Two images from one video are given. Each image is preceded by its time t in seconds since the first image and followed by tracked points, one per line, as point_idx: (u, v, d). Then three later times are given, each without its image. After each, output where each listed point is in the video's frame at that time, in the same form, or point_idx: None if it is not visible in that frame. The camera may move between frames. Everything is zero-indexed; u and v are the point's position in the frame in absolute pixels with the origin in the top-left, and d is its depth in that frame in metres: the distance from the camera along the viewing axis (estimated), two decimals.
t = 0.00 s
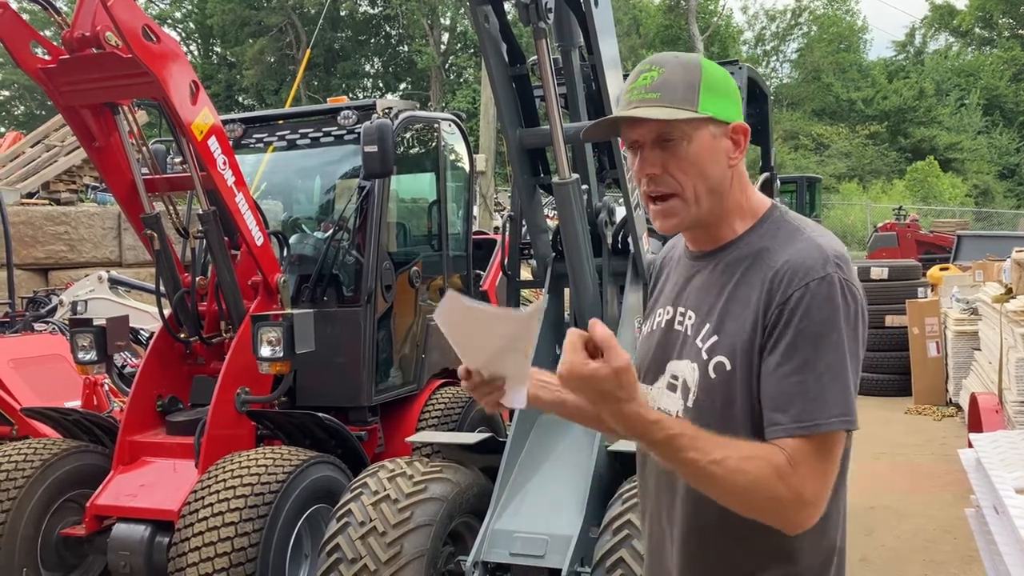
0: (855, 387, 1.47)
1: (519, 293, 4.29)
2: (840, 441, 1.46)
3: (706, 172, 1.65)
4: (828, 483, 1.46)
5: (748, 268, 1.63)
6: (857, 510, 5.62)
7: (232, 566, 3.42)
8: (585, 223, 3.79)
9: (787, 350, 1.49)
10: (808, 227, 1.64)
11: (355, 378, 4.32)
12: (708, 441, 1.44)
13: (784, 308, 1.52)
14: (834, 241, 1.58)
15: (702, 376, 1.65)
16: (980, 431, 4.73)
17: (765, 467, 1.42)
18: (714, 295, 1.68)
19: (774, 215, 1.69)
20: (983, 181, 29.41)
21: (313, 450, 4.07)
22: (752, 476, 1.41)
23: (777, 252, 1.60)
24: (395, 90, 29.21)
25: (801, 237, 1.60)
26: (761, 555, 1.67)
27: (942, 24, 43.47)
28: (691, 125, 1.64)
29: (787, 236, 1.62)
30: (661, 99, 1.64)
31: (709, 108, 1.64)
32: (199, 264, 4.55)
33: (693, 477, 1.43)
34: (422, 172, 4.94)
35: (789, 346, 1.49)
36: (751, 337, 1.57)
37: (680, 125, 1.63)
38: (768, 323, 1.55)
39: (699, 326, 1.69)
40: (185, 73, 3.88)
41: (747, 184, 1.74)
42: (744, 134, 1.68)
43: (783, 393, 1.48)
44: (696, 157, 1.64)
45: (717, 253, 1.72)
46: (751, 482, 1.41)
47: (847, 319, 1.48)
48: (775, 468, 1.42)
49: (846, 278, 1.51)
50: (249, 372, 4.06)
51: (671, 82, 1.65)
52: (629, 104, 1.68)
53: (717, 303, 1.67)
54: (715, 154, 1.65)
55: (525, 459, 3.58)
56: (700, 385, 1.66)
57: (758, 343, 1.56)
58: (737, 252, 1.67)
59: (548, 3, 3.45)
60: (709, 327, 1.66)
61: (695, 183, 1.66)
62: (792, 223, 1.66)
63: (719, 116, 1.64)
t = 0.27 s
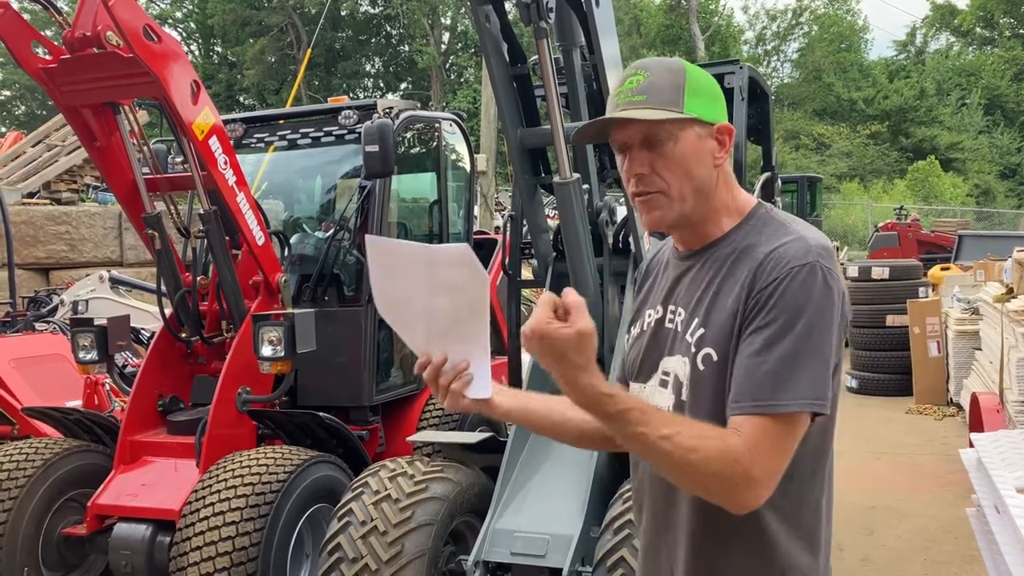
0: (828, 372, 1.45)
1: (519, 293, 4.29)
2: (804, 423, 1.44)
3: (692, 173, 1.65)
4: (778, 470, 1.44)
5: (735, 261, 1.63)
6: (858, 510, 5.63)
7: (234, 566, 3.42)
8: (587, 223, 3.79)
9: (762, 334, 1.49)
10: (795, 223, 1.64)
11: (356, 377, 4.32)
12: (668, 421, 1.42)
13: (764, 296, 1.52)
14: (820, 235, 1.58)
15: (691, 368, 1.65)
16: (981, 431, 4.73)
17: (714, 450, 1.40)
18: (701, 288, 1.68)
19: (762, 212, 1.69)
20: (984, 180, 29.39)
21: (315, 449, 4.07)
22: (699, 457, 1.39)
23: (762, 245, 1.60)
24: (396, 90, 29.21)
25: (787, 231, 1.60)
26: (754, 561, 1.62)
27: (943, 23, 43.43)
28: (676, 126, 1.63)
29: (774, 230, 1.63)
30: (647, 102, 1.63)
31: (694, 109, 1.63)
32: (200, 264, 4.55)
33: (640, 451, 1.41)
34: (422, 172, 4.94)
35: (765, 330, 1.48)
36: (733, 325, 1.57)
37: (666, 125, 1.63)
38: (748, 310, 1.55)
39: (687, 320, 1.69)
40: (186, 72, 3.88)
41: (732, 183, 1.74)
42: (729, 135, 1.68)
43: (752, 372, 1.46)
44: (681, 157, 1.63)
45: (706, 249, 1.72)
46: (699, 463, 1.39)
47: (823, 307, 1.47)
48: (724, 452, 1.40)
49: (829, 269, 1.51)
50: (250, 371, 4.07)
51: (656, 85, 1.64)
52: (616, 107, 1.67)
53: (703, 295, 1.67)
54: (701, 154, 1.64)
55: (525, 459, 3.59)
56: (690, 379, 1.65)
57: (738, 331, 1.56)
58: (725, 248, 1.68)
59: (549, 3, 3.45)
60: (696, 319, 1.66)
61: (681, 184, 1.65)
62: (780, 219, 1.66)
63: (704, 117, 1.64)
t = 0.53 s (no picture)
0: (802, 372, 1.46)
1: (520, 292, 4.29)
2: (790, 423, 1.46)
3: (676, 171, 1.66)
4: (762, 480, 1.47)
5: (709, 262, 1.62)
6: (859, 509, 5.63)
7: (235, 565, 3.42)
8: (588, 223, 3.79)
9: (739, 334, 1.48)
10: (768, 224, 1.64)
11: (358, 376, 4.32)
12: (634, 508, 1.46)
13: (738, 297, 1.51)
14: (792, 236, 1.58)
15: (669, 367, 1.63)
16: (983, 430, 4.73)
17: (687, 495, 1.44)
18: (678, 289, 1.67)
19: (738, 213, 1.69)
20: (985, 180, 29.36)
21: (316, 449, 4.07)
22: (675, 512, 1.43)
23: (735, 246, 1.59)
24: (397, 89, 29.22)
25: (758, 232, 1.60)
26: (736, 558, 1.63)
27: (944, 22, 43.39)
28: (661, 125, 1.65)
29: (749, 230, 1.62)
30: (632, 101, 1.63)
31: (678, 109, 1.64)
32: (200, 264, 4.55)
33: (620, 537, 1.44)
34: (423, 171, 4.93)
35: (741, 330, 1.48)
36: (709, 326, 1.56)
37: (651, 125, 1.64)
38: (724, 311, 1.53)
39: (665, 321, 1.67)
40: (187, 72, 3.88)
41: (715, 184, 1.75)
42: (711, 136, 1.69)
43: (730, 377, 1.47)
44: (666, 155, 1.64)
45: (685, 250, 1.71)
46: (681, 519, 1.43)
47: (796, 307, 1.48)
48: (699, 491, 1.43)
49: (799, 270, 1.51)
50: (251, 371, 4.06)
51: (641, 87, 1.65)
52: (601, 107, 1.68)
53: (680, 296, 1.65)
54: (685, 153, 1.66)
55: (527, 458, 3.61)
56: (668, 377, 1.63)
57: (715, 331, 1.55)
58: (701, 249, 1.67)
59: (550, 2, 3.44)
60: (673, 319, 1.64)
61: (667, 182, 1.66)
62: (754, 220, 1.66)
63: (687, 116, 1.65)
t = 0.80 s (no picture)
0: (799, 379, 1.46)
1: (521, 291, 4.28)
2: (798, 426, 1.46)
3: (665, 175, 1.66)
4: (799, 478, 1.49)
5: (699, 268, 1.60)
6: (860, 508, 5.63)
7: (236, 564, 3.42)
8: (589, 222, 3.79)
9: (730, 343, 1.47)
10: (755, 228, 1.62)
11: (359, 375, 4.32)
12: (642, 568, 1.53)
13: (727, 304, 1.50)
14: (779, 241, 1.56)
15: (657, 371, 1.62)
16: (984, 429, 4.72)
17: (731, 516, 1.47)
18: (667, 295, 1.65)
19: (727, 216, 1.67)
20: (986, 179, 29.33)
21: (316, 448, 4.06)
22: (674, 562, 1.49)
23: (723, 252, 1.58)
24: (398, 88, 29.22)
25: (745, 238, 1.58)
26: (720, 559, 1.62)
27: (945, 21, 43.35)
28: (648, 130, 1.66)
29: (736, 235, 1.60)
30: (618, 109, 1.65)
31: (664, 114, 1.65)
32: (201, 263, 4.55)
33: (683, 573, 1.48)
34: (424, 170, 4.93)
35: (732, 339, 1.47)
36: (700, 333, 1.55)
37: (639, 131, 1.66)
38: (714, 319, 1.52)
39: (655, 326, 1.66)
40: (188, 70, 3.87)
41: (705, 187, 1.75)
42: (699, 139, 1.69)
43: (733, 389, 1.47)
44: (654, 161, 1.65)
45: (675, 255, 1.69)
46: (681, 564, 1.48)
47: (785, 315, 1.47)
48: (743, 509, 1.46)
49: (787, 276, 1.49)
50: (251, 370, 4.06)
51: (627, 93, 1.66)
52: (588, 116, 1.70)
53: (670, 303, 1.64)
54: (673, 158, 1.66)
55: (528, 457, 3.60)
56: (656, 381, 1.62)
57: (706, 339, 1.54)
58: (690, 255, 1.65)
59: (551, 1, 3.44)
60: (663, 326, 1.63)
61: (656, 187, 1.66)
62: (743, 224, 1.64)
63: (674, 121, 1.66)
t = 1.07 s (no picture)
0: (798, 375, 1.46)
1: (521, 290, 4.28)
2: (791, 422, 1.45)
3: (667, 173, 1.66)
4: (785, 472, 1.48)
5: (703, 263, 1.61)
6: (861, 507, 5.63)
7: (236, 563, 3.43)
8: (590, 221, 3.79)
9: (733, 335, 1.48)
10: (760, 227, 1.63)
11: (359, 374, 4.32)
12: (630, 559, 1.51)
13: (731, 297, 1.50)
14: (784, 239, 1.58)
15: (658, 365, 1.62)
16: (985, 428, 4.72)
17: (713, 508, 1.47)
18: (671, 291, 1.66)
19: (731, 215, 1.68)
20: (987, 178, 29.31)
21: (317, 447, 4.06)
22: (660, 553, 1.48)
23: (729, 247, 1.59)
24: (399, 87, 29.23)
25: (751, 235, 1.59)
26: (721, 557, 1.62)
27: (946, 20, 43.32)
28: (650, 129, 1.65)
29: (741, 232, 1.62)
30: (619, 109, 1.64)
31: (666, 113, 1.64)
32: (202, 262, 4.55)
33: (664, 566, 1.48)
34: (425, 170, 4.93)
35: (734, 332, 1.48)
36: (703, 326, 1.56)
37: (640, 130, 1.65)
38: (717, 312, 1.53)
39: (658, 321, 1.66)
40: (188, 69, 3.87)
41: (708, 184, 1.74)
42: (700, 137, 1.68)
43: (731, 382, 1.47)
44: (656, 159, 1.65)
45: (679, 252, 1.70)
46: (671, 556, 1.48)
47: (789, 310, 1.48)
48: (725, 501, 1.46)
49: (792, 272, 1.50)
50: (252, 370, 4.06)
51: (628, 93, 1.65)
52: (590, 116, 1.69)
53: (673, 298, 1.65)
54: (675, 156, 1.66)
55: (529, 456, 3.60)
56: (657, 376, 1.62)
57: (708, 332, 1.54)
58: (695, 251, 1.66)
59: None
60: (666, 320, 1.64)
61: (658, 185, 1.66)
62: (747, 222, 1.65)
63: (675, 119, 1.65)
